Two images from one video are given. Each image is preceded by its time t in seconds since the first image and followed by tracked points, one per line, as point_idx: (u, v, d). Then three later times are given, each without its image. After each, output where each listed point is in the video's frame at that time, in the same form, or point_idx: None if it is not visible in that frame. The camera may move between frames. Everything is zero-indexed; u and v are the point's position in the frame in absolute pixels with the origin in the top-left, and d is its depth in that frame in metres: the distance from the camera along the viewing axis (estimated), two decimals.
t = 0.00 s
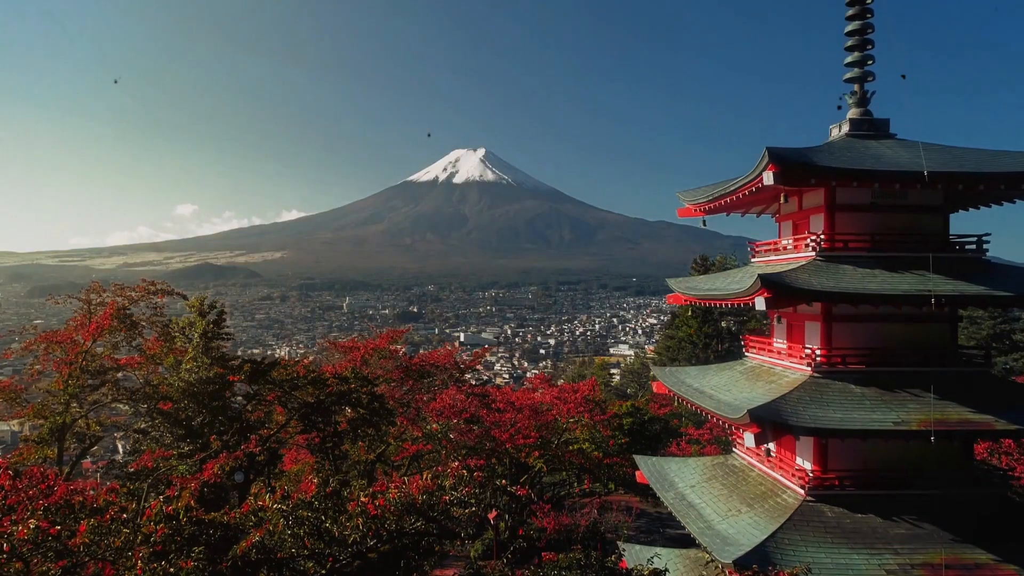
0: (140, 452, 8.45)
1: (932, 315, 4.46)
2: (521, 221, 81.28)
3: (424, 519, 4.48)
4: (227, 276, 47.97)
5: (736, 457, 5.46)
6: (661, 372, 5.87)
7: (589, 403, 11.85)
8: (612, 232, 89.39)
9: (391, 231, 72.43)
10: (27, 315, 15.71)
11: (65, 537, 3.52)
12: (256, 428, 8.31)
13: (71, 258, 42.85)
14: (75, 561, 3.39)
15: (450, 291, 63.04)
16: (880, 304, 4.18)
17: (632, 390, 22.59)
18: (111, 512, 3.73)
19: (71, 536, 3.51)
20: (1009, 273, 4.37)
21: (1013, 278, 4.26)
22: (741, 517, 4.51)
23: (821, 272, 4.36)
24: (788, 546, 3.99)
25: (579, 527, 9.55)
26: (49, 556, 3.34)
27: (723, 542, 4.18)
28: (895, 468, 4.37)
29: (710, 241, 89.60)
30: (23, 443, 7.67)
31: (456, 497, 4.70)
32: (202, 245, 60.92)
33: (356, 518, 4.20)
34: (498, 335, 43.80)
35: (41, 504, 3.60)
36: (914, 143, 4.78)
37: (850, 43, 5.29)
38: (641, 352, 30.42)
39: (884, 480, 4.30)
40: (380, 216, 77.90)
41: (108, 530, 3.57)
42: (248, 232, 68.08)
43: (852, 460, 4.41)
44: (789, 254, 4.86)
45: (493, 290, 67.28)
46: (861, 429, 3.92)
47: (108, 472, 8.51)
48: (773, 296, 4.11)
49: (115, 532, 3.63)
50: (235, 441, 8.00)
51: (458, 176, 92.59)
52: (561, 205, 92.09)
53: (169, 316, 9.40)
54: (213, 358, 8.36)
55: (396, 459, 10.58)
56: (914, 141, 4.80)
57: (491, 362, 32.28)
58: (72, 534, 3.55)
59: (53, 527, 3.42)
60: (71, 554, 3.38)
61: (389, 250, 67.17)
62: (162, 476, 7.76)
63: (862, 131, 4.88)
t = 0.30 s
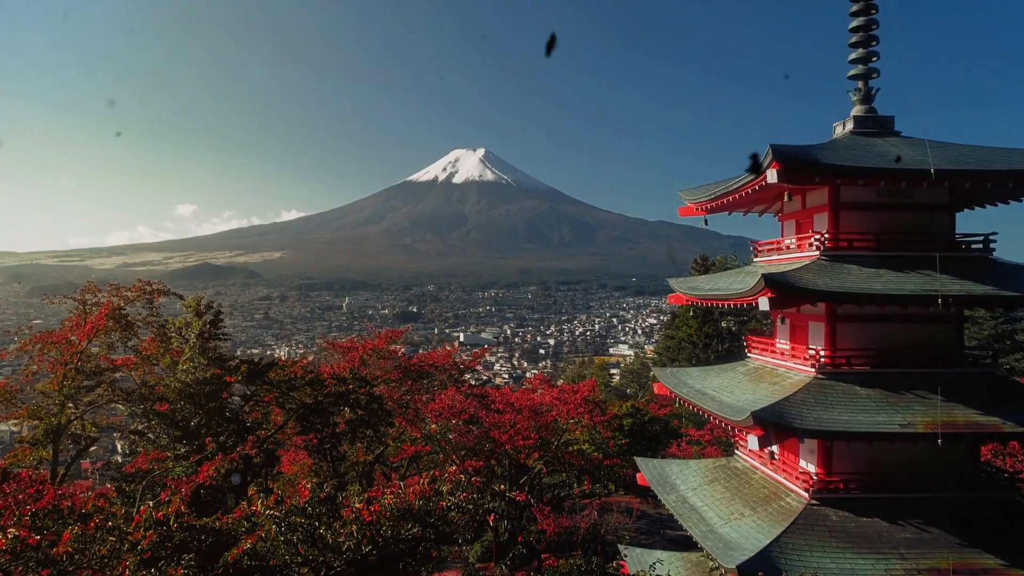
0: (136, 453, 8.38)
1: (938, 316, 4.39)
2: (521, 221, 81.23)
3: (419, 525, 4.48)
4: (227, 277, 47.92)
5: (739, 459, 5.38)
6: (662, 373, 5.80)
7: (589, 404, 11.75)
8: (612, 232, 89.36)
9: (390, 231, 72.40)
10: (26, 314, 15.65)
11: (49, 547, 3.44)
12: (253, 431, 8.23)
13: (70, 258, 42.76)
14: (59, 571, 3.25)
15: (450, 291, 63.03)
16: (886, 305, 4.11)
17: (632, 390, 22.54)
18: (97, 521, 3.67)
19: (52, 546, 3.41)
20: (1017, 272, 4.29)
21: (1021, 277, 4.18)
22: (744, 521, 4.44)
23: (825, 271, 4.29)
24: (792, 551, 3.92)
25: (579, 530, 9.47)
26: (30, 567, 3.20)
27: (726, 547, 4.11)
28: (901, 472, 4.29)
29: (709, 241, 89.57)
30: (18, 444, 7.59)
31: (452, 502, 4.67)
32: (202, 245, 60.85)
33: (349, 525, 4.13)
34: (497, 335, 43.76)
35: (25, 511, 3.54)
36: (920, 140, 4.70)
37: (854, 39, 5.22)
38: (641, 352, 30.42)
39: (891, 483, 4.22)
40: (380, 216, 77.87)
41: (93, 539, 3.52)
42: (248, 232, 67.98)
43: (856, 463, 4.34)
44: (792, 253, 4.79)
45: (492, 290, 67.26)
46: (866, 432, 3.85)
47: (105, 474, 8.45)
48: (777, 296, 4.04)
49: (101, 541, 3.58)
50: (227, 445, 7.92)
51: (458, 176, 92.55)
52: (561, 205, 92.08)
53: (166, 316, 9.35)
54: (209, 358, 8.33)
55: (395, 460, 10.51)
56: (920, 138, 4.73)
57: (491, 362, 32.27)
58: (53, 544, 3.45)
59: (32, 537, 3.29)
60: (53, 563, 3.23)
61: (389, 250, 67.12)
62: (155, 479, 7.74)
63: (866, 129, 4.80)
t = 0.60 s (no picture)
0: (131, 454, 8.27)
1: (946, 316, 4.31)
2: (521, 221, 81.16)
3: (415, 531, 4.42)
4: (227, 277, 47.84)
5: (742, 461, 5.31)
6: (664, 374, 5.71)
7: (589, 405, 11.36)
8: (612, 232, 89.33)
9: (390, 231, 72.34)
10: (23, 313, 15.57)
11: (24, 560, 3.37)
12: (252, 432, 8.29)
13: (70, 258, 42.67)
14: None
15: (449, 292, 62.97)
16: (892, 305, 4.03)
17: (632, 390, 22.48)
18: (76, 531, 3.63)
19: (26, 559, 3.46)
20: None
21: None
22: (748, 525, 4.36)
23: (830, 271, 4.20)
24: (797, 557, 3.84)
25: (580, 532, 9.41)
26: None
27: (729, 552, 4.02)
28: (909, 475, 4.21)
29: (709, 241, 89.53)
30: (12, 446, 7.49)
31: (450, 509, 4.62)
32: (201, 245, 60.76)
33: (342, 533, 4.04)
34: (497, 335, 43.71)
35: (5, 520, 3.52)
36: (926, 137, 4.62)
37: (859, 34, 5.12)
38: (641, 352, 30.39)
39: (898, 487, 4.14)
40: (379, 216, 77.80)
41: (70, 551, 3.48)
42: (248, 232, 67.88)
43: (862, 466, 4.26)
44: (796, 253, 4.71)
45: (492, 290, 67.22)
46: (873, 434, 3.77)
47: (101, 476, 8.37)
48: (782, 296, 3.95)
49: (78, 552, 3.55)
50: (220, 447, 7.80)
51: (457, 176, 92.49)
52: (560, 205, 92.03)
53: (162, 316, 9.27)
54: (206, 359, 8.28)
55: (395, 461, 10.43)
56: (926, 135, 4.64)
57: (490, 362, 32.22)
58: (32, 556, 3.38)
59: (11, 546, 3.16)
60: None
61: (388, 250, 67.07)
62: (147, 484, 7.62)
63: (872, 126, 4.71)
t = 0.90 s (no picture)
0: (126, 455, 8.18)
1: (955, 315, 4.22)
2: (521, 221, 81.11)
3: (412, 539, 4.81)
4: (226, 276, 47.83)
5: (745, 464, 5.23)
6: (666, 375, 5.62)
7: (589, 406, 11.31)
8: (611, 232, 89.32)
9: (390, 231, 72.29)
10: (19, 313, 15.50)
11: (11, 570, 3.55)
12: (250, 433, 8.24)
13: (69, 258, 42.58)
14: None
15: (449, 292, 62.95)
16: (901, 305, 3.94)
17: (631, 391, 22.41)
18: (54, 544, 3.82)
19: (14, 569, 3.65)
20: None
21: None
22: (752, 530, 4.27)
23: (837, 270, 4.11)
24: (804, 563, 3.75)
25: (580, 535, 9.32)
26: None
27: (734, 557, 3.94)
28: (917, 478, 4.12)
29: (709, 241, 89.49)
30: (5, 447, 7.40)
31: (446, 517, 5.05)
32: (201, 245, 60.70)
33: (336, 542, 4.35)
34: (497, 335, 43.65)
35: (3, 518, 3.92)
36: (934, 134, 4.52)
37: (865, 30, 5.02)
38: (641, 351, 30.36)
39: (906, 491, 4.05)
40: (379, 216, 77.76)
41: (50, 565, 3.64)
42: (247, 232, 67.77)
43: (870, 470, 4.17)
44: (802, 251, 4.62)
45: (492, 290, 67.21)
46: (882, 438, 3.68)
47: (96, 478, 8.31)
48: (787, 295, 3.87)
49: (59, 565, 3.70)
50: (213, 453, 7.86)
51: (457, 176, 92.44)
52: (560, 205, 91.99)
53: (158, 316, 9.18)
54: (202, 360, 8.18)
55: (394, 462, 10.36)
56: (934, 132, 4.54)
57: (490, 362, 32.19)
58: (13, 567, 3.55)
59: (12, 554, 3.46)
60: None
61: (388, 250, 67.06)
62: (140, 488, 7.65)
63: (878, 123, 4.62)
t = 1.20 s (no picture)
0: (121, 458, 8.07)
1: (966, 315, 4.12)
2: (521, 221, 81.04)
3: (406, 549, 5.14)
4: (226, 276, 47.79)
5: (750, 467, 5.13)
6: (668, 376, 5.51)
7: (589, 407, 11.26)
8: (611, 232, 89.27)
9: (389, 231, 72.23)
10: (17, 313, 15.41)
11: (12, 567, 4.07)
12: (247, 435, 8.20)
13: (69, 258, 42.48)
14: None
15: (449, 292, 62.91)
16: (911, 305, 3.84)
17: (632, 391, 22.34)
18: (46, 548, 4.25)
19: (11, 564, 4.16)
20: None
21: None
22: (758, 535, 4.17)
23: (846, 269, 4.01)
24: (812, 570, 3.65)
25: (580, 538, 9.24)
26: None
27: (740, 564, 3.84)
28: (925, 482, 4.03)
29: (709, 241, 89.44)
30: None
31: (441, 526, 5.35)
32: (200, 245, 60.64)
33: (328, 554, 4.65)
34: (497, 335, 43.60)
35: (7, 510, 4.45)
36: (944, 130, 4.42)
37: (873, 24, 4.91)
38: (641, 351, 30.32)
39: (915, 496, 3.96)
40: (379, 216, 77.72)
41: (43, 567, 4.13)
42: (247, 232, 67.67)
43: (878, 473, 4.07)
44: (808, 250, 4.53)
45: (491, 291, 67.18)
46: (892, 442, 3.58)
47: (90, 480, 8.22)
48: (795, 295, 3.77)
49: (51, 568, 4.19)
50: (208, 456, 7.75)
51: (457, 176, 92.40)
52: (560, 205, 91.94)
53: (153, 316, 9.07)
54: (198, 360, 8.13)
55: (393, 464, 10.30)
56: (943, 129, 4.44)
57: (490, 362, 32.14)
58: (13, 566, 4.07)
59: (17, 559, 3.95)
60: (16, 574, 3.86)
61: (388, 250, 67.05)
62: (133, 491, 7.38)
63: (886, 119, 4.52)
